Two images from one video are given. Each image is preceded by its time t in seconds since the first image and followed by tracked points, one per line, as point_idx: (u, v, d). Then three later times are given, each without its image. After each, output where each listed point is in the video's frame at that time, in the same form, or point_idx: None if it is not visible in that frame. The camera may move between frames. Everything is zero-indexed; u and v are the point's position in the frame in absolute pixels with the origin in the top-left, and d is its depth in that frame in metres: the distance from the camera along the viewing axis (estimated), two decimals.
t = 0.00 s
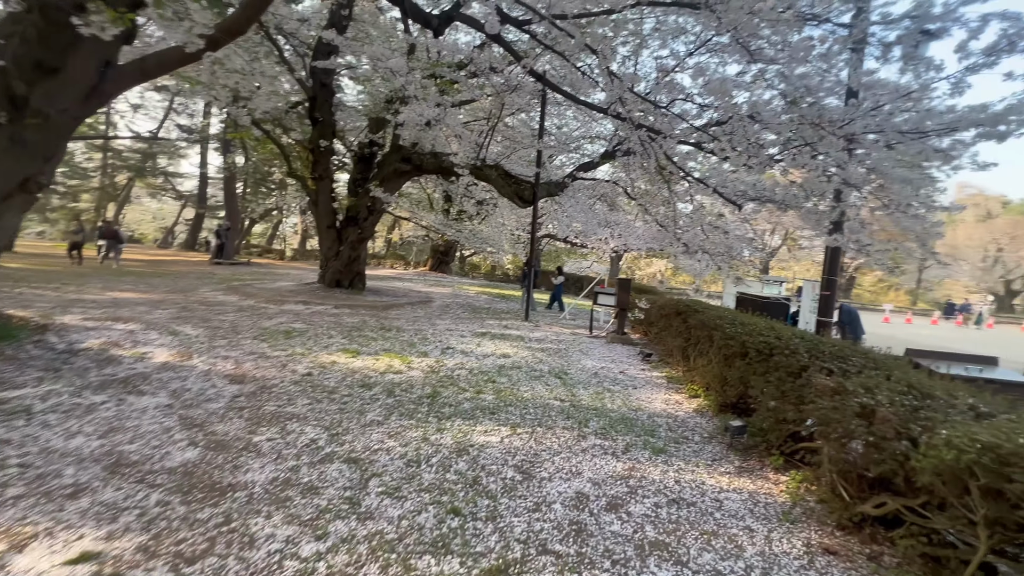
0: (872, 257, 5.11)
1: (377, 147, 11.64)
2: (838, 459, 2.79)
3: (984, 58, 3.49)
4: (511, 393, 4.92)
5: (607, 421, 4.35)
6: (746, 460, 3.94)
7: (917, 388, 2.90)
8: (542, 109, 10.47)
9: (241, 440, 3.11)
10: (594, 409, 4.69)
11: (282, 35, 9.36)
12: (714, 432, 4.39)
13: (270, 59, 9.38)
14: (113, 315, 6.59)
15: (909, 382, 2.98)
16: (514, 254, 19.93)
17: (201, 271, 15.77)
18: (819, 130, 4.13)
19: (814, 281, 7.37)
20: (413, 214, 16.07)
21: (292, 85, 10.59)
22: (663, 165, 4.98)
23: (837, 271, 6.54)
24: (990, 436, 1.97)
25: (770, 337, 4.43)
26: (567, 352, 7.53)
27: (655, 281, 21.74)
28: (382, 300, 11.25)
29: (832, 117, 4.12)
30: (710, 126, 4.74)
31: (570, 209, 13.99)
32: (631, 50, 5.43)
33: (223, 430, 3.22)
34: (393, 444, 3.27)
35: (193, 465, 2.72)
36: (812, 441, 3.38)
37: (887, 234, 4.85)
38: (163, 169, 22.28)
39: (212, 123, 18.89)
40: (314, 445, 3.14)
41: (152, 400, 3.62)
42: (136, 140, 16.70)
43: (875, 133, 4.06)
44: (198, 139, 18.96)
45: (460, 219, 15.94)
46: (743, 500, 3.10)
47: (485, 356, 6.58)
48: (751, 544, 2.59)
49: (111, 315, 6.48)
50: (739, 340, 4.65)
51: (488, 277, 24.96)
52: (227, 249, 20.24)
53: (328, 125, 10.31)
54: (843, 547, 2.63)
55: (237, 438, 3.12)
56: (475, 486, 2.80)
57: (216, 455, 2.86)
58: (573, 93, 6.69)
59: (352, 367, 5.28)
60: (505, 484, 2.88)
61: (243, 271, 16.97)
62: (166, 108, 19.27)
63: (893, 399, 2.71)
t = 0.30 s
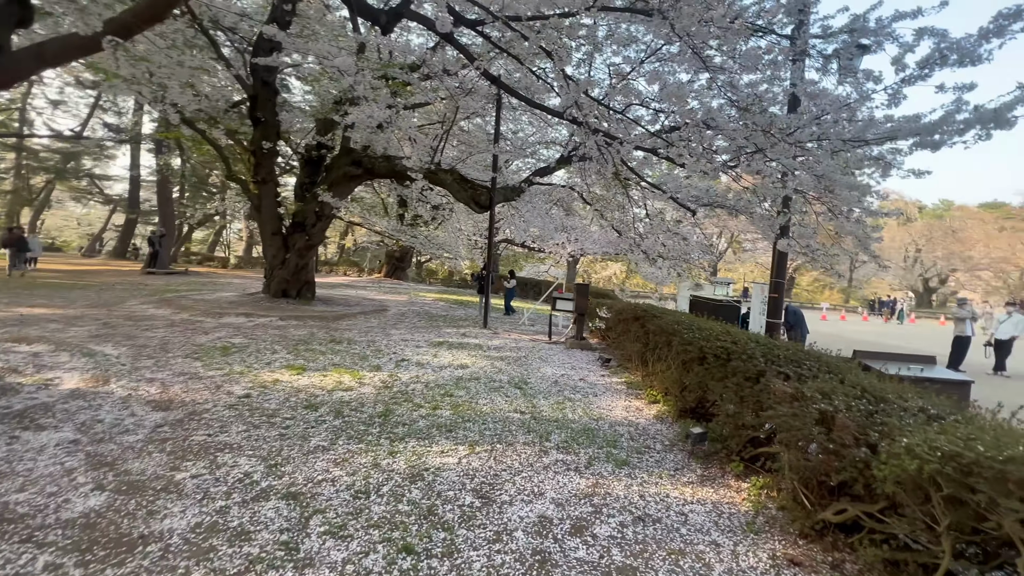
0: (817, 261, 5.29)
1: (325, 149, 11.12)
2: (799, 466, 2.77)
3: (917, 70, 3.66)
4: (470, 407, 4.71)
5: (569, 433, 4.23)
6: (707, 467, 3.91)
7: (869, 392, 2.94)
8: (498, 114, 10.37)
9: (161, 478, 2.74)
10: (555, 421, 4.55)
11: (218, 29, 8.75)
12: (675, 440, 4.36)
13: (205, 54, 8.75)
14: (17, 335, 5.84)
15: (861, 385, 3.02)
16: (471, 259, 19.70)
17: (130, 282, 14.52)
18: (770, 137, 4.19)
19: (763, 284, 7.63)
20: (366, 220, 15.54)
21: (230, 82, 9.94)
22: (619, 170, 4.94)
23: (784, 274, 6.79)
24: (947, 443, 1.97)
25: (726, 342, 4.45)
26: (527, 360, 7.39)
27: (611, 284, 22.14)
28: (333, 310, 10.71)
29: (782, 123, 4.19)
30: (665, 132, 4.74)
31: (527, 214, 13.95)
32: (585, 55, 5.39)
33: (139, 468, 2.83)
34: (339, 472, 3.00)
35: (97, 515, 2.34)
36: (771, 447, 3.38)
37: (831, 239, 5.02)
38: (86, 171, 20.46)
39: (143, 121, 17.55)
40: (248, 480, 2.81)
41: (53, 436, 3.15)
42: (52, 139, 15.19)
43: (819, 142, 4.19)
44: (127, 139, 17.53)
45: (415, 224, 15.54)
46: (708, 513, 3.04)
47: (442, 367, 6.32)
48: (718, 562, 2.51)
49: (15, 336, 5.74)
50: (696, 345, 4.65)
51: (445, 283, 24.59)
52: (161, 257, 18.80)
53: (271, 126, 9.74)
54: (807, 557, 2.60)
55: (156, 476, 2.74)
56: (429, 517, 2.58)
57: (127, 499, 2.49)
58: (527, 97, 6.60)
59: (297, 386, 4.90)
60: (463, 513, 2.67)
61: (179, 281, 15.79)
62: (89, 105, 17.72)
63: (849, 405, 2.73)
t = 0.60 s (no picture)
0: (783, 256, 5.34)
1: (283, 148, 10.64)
2: (776, 466, 2.71)
3: (878, 65, 3.70)
4: (438, 415, 4.51)
5: (541, 438, 4.09)
6: (682, 468, 3.84)
7: (842, 386, 2.90)
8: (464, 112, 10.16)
9: (85, 513, 2.44)
10: (527, 425, 4.40)
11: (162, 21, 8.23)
12: (650, 440, 4.29)
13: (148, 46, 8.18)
14: None
15: (834, 379, 3.00)
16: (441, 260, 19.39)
17: (73, 292, 13.55)
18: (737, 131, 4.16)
19: (730, 279, 7.72)
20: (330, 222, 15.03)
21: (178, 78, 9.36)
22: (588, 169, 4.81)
23: (751, 270, 6.87)
24: (926, 438, 1.92)
25: (698, 339, 4.41)
26: (498, 362, 7.22)
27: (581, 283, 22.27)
28: (295, 316, 10.25)
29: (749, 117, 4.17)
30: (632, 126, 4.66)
31: (496, 214, 13.78)
32: (551, 49, 5.28)
33: (58, 502, 2.51)
34: (293, 495, 2.75)
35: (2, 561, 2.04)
36: (746, 445, 3.32)
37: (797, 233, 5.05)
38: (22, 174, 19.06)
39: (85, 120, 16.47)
40: (188, 509, 2.54)
41: None
42: None
43: (785, 136, 4.20)
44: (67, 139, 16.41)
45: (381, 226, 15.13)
46: (685, 517, 2.95)
47: (409, 374, 6.07)
48: (698, 571, 2.41)
49: None
50: (668, 343, 4.59)
51: (414, 285, 24.16)
52: (108, 265, 17.71)
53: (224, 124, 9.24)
54: (786, 559, 2.53)
55: (78, 511, 2.43)
56: (392, 541, 2.37)
57: (40, 541, 2.19)
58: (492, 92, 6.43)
59: (251, 399, 4.57)
60: (429, 533, 2.48)
61: (128, 289, 14.86)
62: (24, 102, 16.50)
63: (823, 401, 2.68)
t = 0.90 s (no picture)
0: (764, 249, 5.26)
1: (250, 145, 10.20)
2: (766, 468, 2.58)
3: (858, 50, 3.62)
4: (413, 421, 4.28)
5: (522, 443, 3.90)
6: (667, 470, 3.71)
7: (831, 382, 2.79)
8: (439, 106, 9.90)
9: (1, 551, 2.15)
10: (506, 430, 4.21)
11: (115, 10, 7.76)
12: (633, 441, 4.14)
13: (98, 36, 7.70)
14: None
15: (823, 375, 2.89)
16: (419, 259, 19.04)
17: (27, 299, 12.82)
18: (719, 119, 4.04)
19: (710, 274, 7.66)
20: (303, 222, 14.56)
21: (134, 70, 8.86)
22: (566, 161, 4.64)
23: (731, 264, 6.81)
24: (927, 439, 1.80)
25: (682, 335, 4.28)
26: (477, 363, 7.01)
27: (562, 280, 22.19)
28: (265, 320, 9.84)
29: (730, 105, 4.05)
30: (611, 117, 4.50)
31: (475, 212, 13.54)
32: (525, 37, 5.09)
33: None
34: (248, 518, 2.51)
35: None
36: (733, 446, 3.20)
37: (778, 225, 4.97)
38: None
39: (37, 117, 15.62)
40: (125, 540, 2.27)
41: None
42: None
43: (765, 125, 4.10)
44: (18, 138, 15.54)
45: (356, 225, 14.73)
46: (673, 524, 2.81)
47: (383, 378, 5.81)
48: None
49: None
50: (651, 340, 4.46)
51: (393, 285, 23.73)
52: (66, 270, 16.85)
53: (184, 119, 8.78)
54: (779, 568, 2.40)
55: None
56: (355, 569, 2.16)
57: None
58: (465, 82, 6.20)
59: (210, 410, 4.26)
60: (397, 557, 2.27)
61: (88, 295, 14.13)
62: None
63: (814, 399, 2.56)
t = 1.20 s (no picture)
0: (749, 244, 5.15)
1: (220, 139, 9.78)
2: (760, 476, 2.43)
3: (847, 36, 3.50)
4: (389, 429, 4.05)
5: (504, 450, 3.71)
6: (655, 474, 3.56)
7: (825, 382, 2.66)
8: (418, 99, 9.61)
9: None
10: (488, 435, 4.01)
11: None
12: (620, 445, 3.99)
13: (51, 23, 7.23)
14: None
15: (818, 375, 2.75)
16: (402, 257, 18.69)
17: None
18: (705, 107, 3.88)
19: (695, 269, 7.56)
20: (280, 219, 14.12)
21: (92, 60, 8.39)
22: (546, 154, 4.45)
23: (715, 258, 6.72)
24: (936, 447, 1.66)
25: (669, 333, 4.13)
26: (459, 363, 6.80)
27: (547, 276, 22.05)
28: (239, 322, 9.46)
29: (716, 92, 3.90)
30: (593, 106, 4.32)
31: (457, 208, 13.27)
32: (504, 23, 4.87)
33: None
34: (198, 548, 2.26)
35: None
36: (723, 450, 3.06)
37: (765, 219, 4.84)
38: None
39: None
40: None
41: None
42: None
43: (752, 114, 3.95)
44: None
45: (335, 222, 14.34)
46: (663, 536, 2.66)
47: (360, 382, 5.57)
48: None
49: None
50: (637, 339, 4.31)
51: (376, 284, 23.32)
52: (29, 271, 16.11)
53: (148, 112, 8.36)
54: None
55: None
56: None
57: None
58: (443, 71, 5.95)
59: (169, 421, 3.98)
60: None
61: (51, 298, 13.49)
62: None
63: (809, 401, 2.42)
